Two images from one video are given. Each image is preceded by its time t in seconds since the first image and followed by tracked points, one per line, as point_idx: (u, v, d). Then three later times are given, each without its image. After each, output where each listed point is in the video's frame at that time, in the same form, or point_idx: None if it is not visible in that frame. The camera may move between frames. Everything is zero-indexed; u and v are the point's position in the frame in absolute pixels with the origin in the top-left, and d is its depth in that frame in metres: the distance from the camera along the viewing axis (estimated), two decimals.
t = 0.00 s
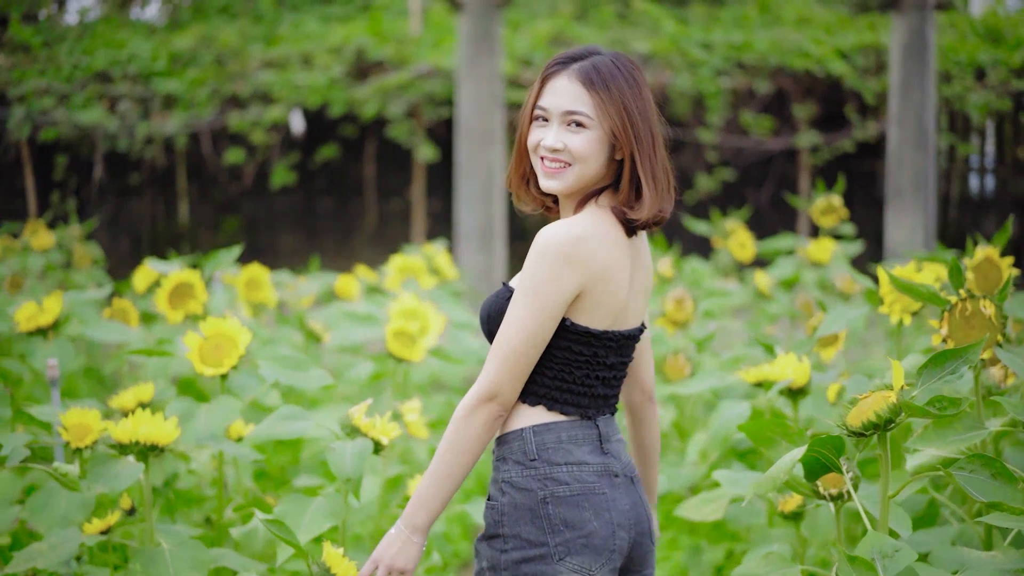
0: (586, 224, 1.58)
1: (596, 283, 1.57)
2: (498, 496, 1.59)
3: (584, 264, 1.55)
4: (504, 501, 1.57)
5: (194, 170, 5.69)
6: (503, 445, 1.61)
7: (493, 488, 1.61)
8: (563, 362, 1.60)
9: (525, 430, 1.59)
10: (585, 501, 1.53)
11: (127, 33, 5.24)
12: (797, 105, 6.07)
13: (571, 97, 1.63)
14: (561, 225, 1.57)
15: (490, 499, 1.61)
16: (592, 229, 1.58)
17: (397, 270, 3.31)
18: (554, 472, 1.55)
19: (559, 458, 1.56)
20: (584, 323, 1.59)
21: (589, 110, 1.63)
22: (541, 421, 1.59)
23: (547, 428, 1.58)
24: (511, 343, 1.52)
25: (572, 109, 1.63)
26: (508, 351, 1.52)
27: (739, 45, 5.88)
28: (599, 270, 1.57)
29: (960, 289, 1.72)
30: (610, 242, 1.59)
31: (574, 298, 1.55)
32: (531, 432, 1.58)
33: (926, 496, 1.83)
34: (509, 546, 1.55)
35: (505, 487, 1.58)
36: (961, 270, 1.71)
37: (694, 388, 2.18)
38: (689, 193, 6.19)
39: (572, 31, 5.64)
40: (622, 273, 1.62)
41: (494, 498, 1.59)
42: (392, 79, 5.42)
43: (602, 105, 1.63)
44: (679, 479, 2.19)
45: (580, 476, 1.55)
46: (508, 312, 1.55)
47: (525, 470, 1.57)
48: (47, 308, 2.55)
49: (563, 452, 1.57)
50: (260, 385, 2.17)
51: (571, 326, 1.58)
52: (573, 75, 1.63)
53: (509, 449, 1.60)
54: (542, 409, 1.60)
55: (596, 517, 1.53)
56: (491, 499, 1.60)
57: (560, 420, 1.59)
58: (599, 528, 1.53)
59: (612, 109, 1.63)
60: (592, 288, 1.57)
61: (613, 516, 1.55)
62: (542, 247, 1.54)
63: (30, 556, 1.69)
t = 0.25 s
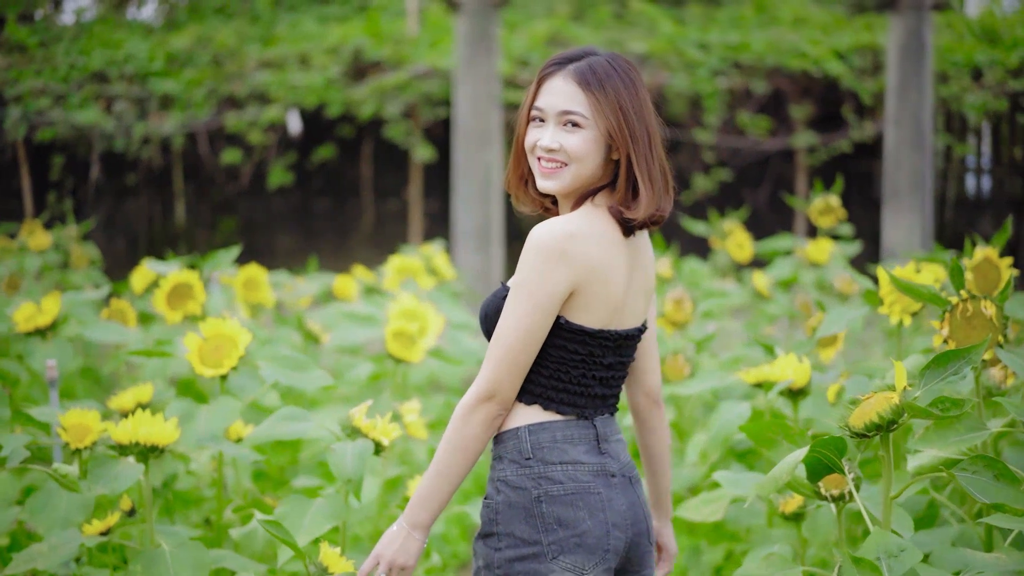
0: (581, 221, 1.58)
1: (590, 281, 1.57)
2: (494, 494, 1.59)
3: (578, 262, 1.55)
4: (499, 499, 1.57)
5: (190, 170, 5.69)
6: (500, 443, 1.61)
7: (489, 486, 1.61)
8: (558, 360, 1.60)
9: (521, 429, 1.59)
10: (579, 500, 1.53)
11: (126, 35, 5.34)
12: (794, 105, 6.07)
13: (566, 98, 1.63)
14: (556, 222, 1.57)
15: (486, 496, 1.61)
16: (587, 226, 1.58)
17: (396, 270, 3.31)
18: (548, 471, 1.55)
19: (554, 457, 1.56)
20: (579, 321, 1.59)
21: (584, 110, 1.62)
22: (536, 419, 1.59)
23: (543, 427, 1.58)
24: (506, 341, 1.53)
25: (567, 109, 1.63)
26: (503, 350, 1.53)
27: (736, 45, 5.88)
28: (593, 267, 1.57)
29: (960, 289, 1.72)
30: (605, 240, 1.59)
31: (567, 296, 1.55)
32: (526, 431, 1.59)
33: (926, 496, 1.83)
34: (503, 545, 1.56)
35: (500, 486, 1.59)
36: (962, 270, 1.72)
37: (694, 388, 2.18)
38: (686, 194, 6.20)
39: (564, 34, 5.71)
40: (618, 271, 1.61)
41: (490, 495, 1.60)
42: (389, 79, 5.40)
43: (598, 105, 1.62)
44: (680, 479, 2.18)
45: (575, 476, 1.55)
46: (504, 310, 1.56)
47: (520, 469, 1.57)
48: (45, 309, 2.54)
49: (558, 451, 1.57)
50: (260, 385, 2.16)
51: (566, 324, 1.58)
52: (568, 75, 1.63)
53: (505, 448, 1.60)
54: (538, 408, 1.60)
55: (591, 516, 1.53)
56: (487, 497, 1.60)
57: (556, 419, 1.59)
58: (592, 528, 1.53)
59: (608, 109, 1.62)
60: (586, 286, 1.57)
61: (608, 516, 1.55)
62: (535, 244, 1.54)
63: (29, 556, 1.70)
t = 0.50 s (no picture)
0: (575, 219, 1.58)
1: (585, 279, 1.56)
2: (491, 495, 1.59)
3: (572, 260, 1.54)
4: (496, 500, 1.57)
5: (187, 171, 5.68)
6: (498, 444, 1.61)
7: (487, 487, 1.61)
8: (554, 360, 1.59)
9: (518, 430, 1.59)
10: (576, 501, 1.53)
11: (123, 33, 5.22)
12: (792, 105, 6.08)
13: (562, 98, 1.63)
14: (549, 220, 1.57)
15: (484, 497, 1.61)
16: (581, 225, 1.57)
17: (395, 271, 3.30)
18: (545, 472, 1.55)
19: (551, 458, 1.56)
20: (575, 321, 1.58)
21: (580, 111, 1.62)
22: (533, 420, 1.59)
23: (540, 428, 1.58)
24: (500, 340, 1.53)
25: (563, 110, 1.62)
26: (497, 349, 1.53)
27: (734, 45, 5.88)
28: (588, 266, 1.56)
29: (961, 290, 1.73)
30: (599, 238, 1.58)
31: (560, 294, 1.54)
32: (523, 432, 1.58)
33: (926, 497, 1.83)
34: (499, 545, 1.56)
35: (498, 487, 1.59)
36: (963, 271, 1.73)
37: (696, 388, 2.18)
38: (684, 194, 6.20)
39: (562, 33, 5.71)
40: (614, 269, 1.60)
41: (488, 496, 1.60)
42: (387, 80, 5.40)
43: (594, 106, 1.62)
44: (680, 480, 2.17)
45: (572, 477, 1.55)
46: (498, 310, 1.56)
47: (517, 470, 1.57)
48: (44, 309, 2.53)
49: (555, 452, 1.56)
50: (260, 386, 2.16)
51: (559, 323, 1.58)
52: (564, 76, 1.63)
53: (502, 448, 1.60)
54: (535, 408, 1.59)
55: (587, 517, 1.53)
56: (485, 497, 1.60)
57: (553, 420, 1.59)
58: (589, 529, 1.52)
59: (604, 109, 1.62)
60: (580, 284, 1.56)
61: (605, 517, 1.54)
62: (525, 243, 1.54)
63: (30, 557, 1.71)
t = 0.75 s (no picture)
0: (566, 220, 1.56)
1: (576, 280, 1.55)
2: (485, 498, 1.58)
3: (561, 260, 1.53)
4: (488, 503, 1.56)
5: (184, 171, 5.66)
6: (493, 447, 1.60)
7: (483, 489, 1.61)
8: (547, 363, 1.58)
9: (511, 434, 1.57)
10: (566, 506, 1.51)
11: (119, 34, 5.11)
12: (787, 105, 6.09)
13: (555, 100, 1.61)
14: (540, 220, 1.56)
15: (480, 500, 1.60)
16: (572, 225, 1.56)
17: (392, 271, 3.30)
18: (536, 475, 1.53)
19: (543, 462, 1.54)
20: (568, 323, 1.57)
21: (573, 112, 1.60)
22: (526, 423, 1.57)
23: (533, 432, 1.56)
24: (491, 341, 1.53)
25: (556, 111, 1.61)
26: (488, 350, 1.53)
27: (729, 46, 5.90)
28: (579, 267, 1.55)
29: (961, 290, 1.74)
30: (591, 239, 1.56)
31: (548, 295, 1.53)
32: (516, 435, 1.57)
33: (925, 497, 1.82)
34: (491, 548, 1.55)
35: (491, 489, 1.58)
36: (964, 271, 1.74)
37: (696, 388, 2.18)
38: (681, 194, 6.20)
39: (559, 33, 5.71)
40: (608, 271, 1.58)
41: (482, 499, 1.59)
42: (383, 80, 5.41)
43: (586, 107, 1.60)
44: (678, 480, 2.15)
45: (563, 481, 1.53)
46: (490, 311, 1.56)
47: (509, 473, 1.55)
48: (42, 310, 2.53)
49: (547, 455, 1.55)
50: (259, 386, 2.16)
51: (551, 325, 1.56)
52: (557, 78, 1.61)
53: (496, 451, 1.59)
54: (528, 411, 1.58)
55: (578, 522, 1.51)
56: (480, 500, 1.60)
57: (547, 423, 1.57)
58: (579, 533, 1.50)
59: (597, 110, 1.60)
60: (571, 285, 1.55)
61: (597, 522, 1.52)
62: (513, 243, 1.53)
63: (29, 559, 1.70)
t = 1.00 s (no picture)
0: (560, 220, 1.55)
1: (568, 280, 1.54)
2: (476, 497, 1.57)
3: (553, 260, 1.52)
4: (479, 502, 1.55)
5: (180, 171, 5.67)
6: (487, 447, 1.59)
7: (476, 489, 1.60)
8: (540, 364, 1.57)
9: (503, 434, 1.56)
10: (555, 507, 1.49)
11: (114, 34, 5.00)
12: (784, 105, 6.09)
13: (549, 102, 1.61)
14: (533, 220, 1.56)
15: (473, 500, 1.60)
16: (565, 225, 1.55)
17: (389, 271, 3.29)
18: (526, 476, 1.52)
19: (533, 463, 1.53)
20: (561, 324, 1.55)
21: (567, 115, 1.60)
22: (518, 424, 1.56)
23: (525, 433, 1.55)
24: (484, 341, 1.53)
25: (550, 114, 1.60)
26: (482, 349, 1.54)
27: (726, 45, 5.88)
28: (571, 267, 1.54)
29: (961, 291, 1.75)
30: (584, 239, 1.55)
31: (539, 295, 1.52)
32: (508, 435, 1.56)
33: (925, 498, 1.82)
34: (480, 547, 1.54)
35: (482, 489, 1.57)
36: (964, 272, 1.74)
37: (695, 389, 2.18)
38: (678, 195, 6.20)
39: (556, 33, 5.71)
40: (602, 271, 1.57)
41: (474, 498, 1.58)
42: (379, 80, 5.35)
43: (581, 109, 1.59)
44: (676, 480, 2.14)
45: (553, 482, 1.51)
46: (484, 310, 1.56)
47: (499, 472, 1.54)
48: (38, 311, 2.51)
49: (538, 456, 1.53)
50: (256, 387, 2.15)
51: (544, 326, 1.55)
52: (551, 80, 1.61)
53: (489, 451, 1.58)
54: (521, 412, 1.57)
55: (566, 523, 1.49)
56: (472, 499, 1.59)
57: (540, 424, 1.56)
58: (566, 535, 1.49)
59: (591, 113, 1.59)
60: (562, 285, 1.54)
61: (586, 525, 1.50)
62: (506, 242, 1.53)
63: (27, 561, 1.70)
